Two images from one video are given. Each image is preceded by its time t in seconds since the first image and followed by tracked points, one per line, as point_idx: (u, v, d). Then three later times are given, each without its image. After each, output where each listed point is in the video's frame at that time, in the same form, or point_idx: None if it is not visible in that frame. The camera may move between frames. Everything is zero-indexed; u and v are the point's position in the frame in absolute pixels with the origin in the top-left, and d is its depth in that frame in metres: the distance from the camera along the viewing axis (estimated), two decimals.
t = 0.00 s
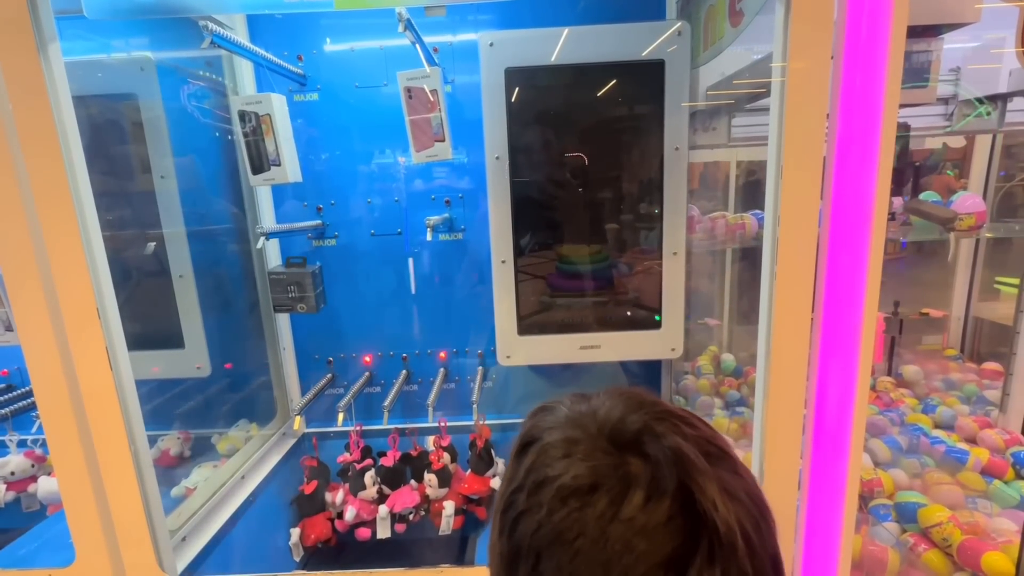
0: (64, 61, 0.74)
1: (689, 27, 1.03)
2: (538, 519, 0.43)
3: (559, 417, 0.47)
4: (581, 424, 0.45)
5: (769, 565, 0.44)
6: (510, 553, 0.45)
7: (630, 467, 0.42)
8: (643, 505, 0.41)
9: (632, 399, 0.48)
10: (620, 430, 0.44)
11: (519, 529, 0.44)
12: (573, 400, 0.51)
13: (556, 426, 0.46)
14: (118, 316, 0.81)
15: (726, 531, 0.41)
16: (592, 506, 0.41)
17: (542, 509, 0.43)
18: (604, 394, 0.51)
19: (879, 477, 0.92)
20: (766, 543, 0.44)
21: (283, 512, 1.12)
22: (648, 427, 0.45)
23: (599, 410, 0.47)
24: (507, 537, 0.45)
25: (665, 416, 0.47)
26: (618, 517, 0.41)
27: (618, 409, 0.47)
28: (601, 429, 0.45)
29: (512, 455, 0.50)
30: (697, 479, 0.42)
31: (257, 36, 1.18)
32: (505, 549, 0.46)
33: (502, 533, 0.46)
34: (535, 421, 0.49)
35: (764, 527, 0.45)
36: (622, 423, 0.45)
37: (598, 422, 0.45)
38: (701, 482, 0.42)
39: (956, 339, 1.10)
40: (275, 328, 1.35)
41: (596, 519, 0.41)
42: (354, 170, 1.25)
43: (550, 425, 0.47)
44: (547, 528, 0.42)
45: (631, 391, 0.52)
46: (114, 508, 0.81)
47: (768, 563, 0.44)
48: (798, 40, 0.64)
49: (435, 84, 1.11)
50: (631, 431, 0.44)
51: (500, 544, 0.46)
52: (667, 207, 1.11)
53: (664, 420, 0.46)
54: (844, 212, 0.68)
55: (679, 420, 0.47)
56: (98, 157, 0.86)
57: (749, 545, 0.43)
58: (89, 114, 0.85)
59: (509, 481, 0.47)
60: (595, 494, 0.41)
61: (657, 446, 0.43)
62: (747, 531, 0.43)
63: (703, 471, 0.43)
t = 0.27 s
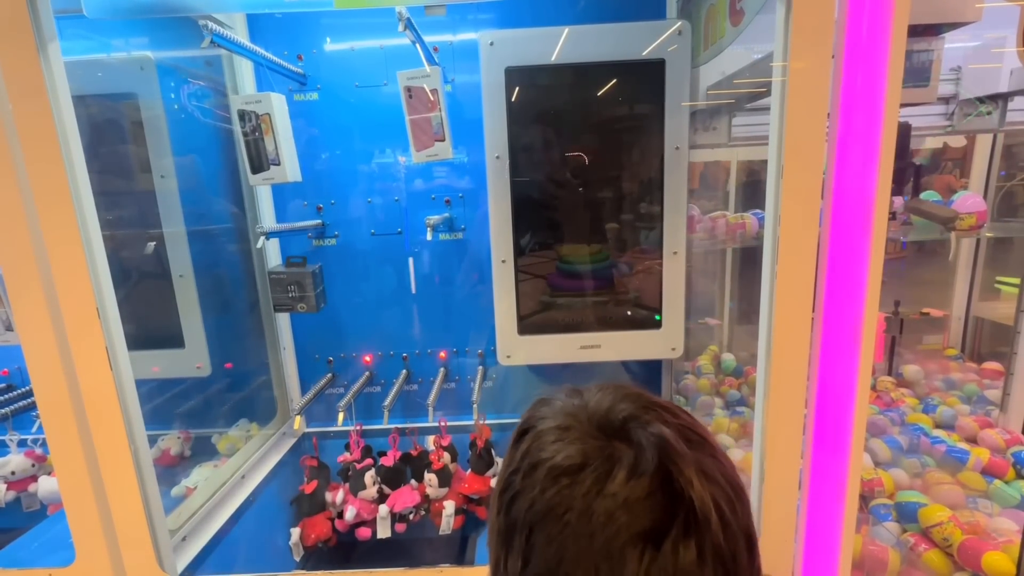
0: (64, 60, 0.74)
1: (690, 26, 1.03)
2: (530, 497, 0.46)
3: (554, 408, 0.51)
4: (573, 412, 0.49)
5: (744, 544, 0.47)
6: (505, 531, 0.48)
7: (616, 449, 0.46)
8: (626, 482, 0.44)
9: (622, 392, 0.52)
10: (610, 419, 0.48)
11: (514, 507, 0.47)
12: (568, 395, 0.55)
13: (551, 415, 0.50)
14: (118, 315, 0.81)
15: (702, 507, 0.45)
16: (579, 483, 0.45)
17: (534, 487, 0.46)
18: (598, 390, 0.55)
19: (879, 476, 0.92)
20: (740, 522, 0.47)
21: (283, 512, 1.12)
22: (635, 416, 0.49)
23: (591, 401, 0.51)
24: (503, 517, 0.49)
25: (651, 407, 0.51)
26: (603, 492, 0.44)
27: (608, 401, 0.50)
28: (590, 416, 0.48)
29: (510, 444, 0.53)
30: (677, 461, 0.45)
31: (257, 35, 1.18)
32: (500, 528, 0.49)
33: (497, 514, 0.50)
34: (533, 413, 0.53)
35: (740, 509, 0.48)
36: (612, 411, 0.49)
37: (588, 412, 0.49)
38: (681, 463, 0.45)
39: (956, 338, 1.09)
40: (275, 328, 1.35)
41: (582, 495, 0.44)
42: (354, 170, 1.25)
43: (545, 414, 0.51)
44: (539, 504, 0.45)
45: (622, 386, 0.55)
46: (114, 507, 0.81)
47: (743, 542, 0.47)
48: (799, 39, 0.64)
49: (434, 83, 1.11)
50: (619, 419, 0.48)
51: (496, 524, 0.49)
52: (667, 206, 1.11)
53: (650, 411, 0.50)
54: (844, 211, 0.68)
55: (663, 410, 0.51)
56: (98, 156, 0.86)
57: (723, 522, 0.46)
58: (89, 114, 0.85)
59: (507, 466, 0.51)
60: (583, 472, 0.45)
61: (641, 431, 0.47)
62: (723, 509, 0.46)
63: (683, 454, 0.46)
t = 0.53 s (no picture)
0: (64, 59, 0.74)
1: (690, 25, 1.03)
2: (534, 487, 0.46)
3: (562, 403, 0.52)
4: (580, 407, 0.50)
5: (745, 542, 0.47)
6: (509, 521, 0.49)
7: (619, 443, 0.46)
8: (629, 474, 0.44)
9: (629, 390, 0.53)
10: (616, 415, 0.49)
11: (518, 497, 0.48)
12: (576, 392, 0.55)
13: (558, 410, 0.50)
14: (118, 315, 0.81)
15: (703, 501, 0.44)
16: (582, 474, 0.45)
17: (539, 477, 0.46)
18: (605, 388, 0.55)
19: (879, 475, 0.92)
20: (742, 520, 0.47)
21: (283, 512, 1.12)
22: (641, 413, 0.49)
23: (598, 398, 0.51)
24: (507, 508, 0.49)
25: (657, 404, 0.51)
26: (605, 483, 0.44)
27: (615, 397, 0.51)
28: (596, 412, 0.49)
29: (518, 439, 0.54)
30: (681, 456, 0.45)
31: (257, 33, 1.18)
32: (504, 519, 0.49)
33: (502, 505, 0.50)
34: (541, 408, 0.54)
35: (744, 507, 0.48)
36: (618, 407, 0.49)
37: (595, 408, 0.49)
38: (684, 458, 0.45)
39: (957, 337, 1.10)
40: (275, 327, 1.35)
41: (585, 486, 0.44)
42: (354, 169, 1.25)
43: (553, 409, 0.51)
44: (542, 494, 0.46)
45: (629, 386, 0.56)
46: (115, 506, 0.81)
47: (745, 540, 0.47)
48: (799, 37, 0.64)
49: (434, 82, 1.11)
50: (625, 415, 0.48)
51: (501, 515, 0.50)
52: (667, 206, 1.11)
53: (656, 408, 0.50)
54: (844, 210, 0.68)
55: (669, 408, 0.51)
56: (97, 155, 0.86)
57: (725, 518, 0.45)
58: (88, 112, 0.85)
59: (513, 459, 0.51)
60: (586, 463, 0.45)
61: (646, 427, 0.47)
62: (725, 506, 0.46)
63: (687, 450, 0.46)
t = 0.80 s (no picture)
0: (64, 57, 0.74)
1: (691, 22, 1.03)
2: (516, 476, 0.47)
3: (546, 400, 0.54)
4: (563, 403, 0.52)
5: (717, 526, 0.47)
6: (493, 513, 0.49)
7: (598, 432, 0.47)
8: (605, 460, 0.45)
9: (610, 386, 0.54)
10: (596, 408, 0.50)
11: (501, 488, 0.49)
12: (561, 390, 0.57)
13: (542, 405, 0.52)
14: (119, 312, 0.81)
15: (675, 484, 0.45)
16: (561, 461, 0.46)
17: (520, 467, 0.48)
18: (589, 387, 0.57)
19: (878, 473, 0.94)
20: (713, 504, 0.48)
21: (285, 507, 1.12)
22: (619, 405, 0.50)
23: (580, 394, 0.53)
24: (492, 500, 0.50)
25: (635, 398, 0.53)
26: (582, 469, 0.45)
27: (595, 392, 0.53)
28: (577, 407, 0.51)
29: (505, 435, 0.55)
30: (655, 442, 0.47)
31: (257, 31, 1.18)
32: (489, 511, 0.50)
33: (488, 498, 0.51)
34: (527, 406, 0.55)
35: (716, 494, 0.48)
36: (598, 401, 0.51)
37: (576, 402, 0.51)
38: (658, 445, 0.47)
39: (957, 335, 1.09)
40: (275, 324, 1.35)
41: (564, 472, 0.46)
42: (354, 167, 1.25)
43: (538, 405, 0.53)
44: (523, 482, 0.47)
45: (612, 383, 0.57)
46: (116, 503, 0.81)
47: (716, 526, 0.47)
48: (800, 36, 0.64)
49: (435, 80, 1.12)
50: (604, 408, 0.50)
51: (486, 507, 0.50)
52: (667, 204, 1.11)
53: (634, 401, 0.52)
54: (844, 208, 0.68)
55: (646, 401, 0.53)
56: (98, 153, 0.86)
57: (696, 501, 0.46)
58: (89, 111, 0.85)
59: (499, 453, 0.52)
60: (566, 451, 0.47)
61: (623, 417, 0.49)
62: (696, 490, 0.47)
63: (662, 437, 0.47)
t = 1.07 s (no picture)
0: (59, 52, 0.74)
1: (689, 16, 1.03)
2: (502, 459, 0.49)
3: (537, 395, 0.56)
4: (552, 396, 0.54)
5: (691, 509, 0.47)
6: (483, 499, 0.50)
7: (579, 418, 0.49)
8: (583, 440, 0.46)
9: (597, 381, 0.56)
10: (580, 399, 0.52)
11: (490, 472, 0.50)
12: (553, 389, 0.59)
13: (532, 398, 0.54)
14: (117, 308, 0.81)
15: (648, 462, 0.46)
16: (542, 442, 0.47)
17: (506, 450, 0.49)
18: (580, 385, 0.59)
19: (876, 468, 0.93)
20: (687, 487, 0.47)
21: (285, 504, 1.11)
22: (601, 395, 0.52)
23: (568, 389, 0.55)
24: (482, 486, 0.51)
25: (619, 390, 0.54)
26: (561, 449, 0.46)
27: (582, 387, 0.55)
28: (562, 398, 0.52)
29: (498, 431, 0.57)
30: (632, 425, 0.47)
31: (254, 27, 1.18)
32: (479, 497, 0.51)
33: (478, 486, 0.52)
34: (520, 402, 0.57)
35: (691, 479, 0.48)
36: (582, 393, 0.53)
37: (563, 395, 0.53)
38: (635, 427, 0.47)
39: (954, 330, 1.09)
40: (275, 320, 1.35)
41: (544, 452, 0.46)
42: (352, 162, 1.25)
43: (528, 398, 0.55)
44: (507, 463, 0.48)
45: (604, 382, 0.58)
46: (116, 498, 0.81)
47: (692, 510, 0.47)
48: (799, 31, 0.63)
49: (433, 74, 1.11)
50: (587, 397, 0.52)
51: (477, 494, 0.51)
52: (666, 200, 1.11)
53: (617, 393, 0.53)
54: (843, 202, 0.68)
55: (629, 394, 0.54)
56: (95, 149, 0.86)
57: (669, 481, 0.46)
58: (85, 106, 0.85)
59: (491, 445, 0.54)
60: (547, 434, 0.48)
61: (604, 405, 0.50)
62: (670, 471, 0.47)
63: (639, 422, 0.48)
